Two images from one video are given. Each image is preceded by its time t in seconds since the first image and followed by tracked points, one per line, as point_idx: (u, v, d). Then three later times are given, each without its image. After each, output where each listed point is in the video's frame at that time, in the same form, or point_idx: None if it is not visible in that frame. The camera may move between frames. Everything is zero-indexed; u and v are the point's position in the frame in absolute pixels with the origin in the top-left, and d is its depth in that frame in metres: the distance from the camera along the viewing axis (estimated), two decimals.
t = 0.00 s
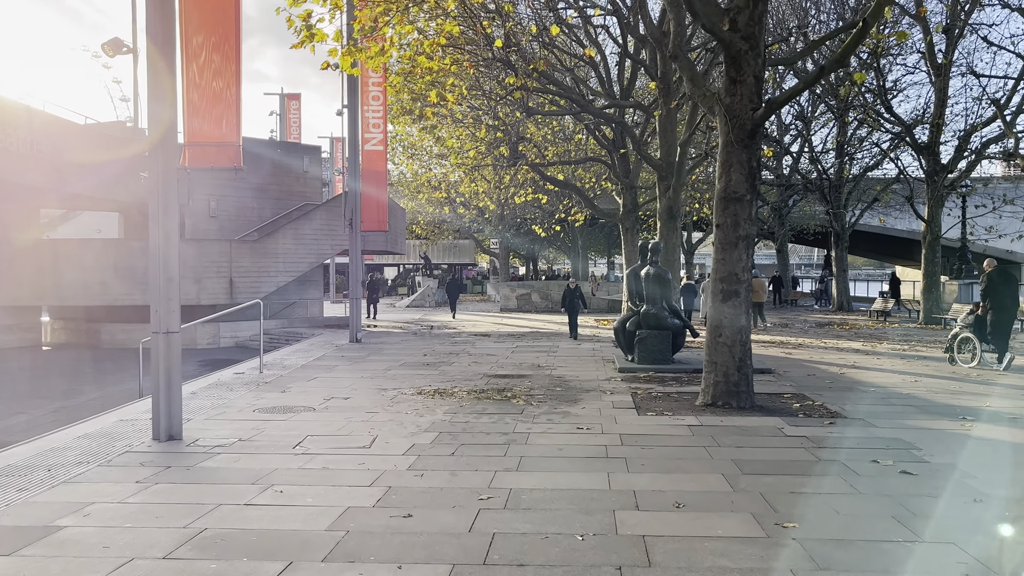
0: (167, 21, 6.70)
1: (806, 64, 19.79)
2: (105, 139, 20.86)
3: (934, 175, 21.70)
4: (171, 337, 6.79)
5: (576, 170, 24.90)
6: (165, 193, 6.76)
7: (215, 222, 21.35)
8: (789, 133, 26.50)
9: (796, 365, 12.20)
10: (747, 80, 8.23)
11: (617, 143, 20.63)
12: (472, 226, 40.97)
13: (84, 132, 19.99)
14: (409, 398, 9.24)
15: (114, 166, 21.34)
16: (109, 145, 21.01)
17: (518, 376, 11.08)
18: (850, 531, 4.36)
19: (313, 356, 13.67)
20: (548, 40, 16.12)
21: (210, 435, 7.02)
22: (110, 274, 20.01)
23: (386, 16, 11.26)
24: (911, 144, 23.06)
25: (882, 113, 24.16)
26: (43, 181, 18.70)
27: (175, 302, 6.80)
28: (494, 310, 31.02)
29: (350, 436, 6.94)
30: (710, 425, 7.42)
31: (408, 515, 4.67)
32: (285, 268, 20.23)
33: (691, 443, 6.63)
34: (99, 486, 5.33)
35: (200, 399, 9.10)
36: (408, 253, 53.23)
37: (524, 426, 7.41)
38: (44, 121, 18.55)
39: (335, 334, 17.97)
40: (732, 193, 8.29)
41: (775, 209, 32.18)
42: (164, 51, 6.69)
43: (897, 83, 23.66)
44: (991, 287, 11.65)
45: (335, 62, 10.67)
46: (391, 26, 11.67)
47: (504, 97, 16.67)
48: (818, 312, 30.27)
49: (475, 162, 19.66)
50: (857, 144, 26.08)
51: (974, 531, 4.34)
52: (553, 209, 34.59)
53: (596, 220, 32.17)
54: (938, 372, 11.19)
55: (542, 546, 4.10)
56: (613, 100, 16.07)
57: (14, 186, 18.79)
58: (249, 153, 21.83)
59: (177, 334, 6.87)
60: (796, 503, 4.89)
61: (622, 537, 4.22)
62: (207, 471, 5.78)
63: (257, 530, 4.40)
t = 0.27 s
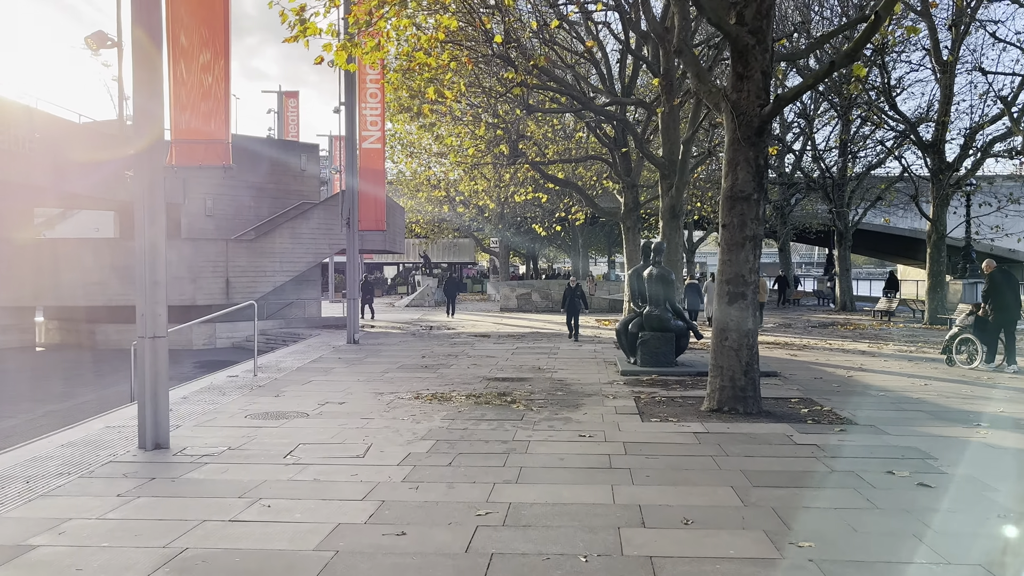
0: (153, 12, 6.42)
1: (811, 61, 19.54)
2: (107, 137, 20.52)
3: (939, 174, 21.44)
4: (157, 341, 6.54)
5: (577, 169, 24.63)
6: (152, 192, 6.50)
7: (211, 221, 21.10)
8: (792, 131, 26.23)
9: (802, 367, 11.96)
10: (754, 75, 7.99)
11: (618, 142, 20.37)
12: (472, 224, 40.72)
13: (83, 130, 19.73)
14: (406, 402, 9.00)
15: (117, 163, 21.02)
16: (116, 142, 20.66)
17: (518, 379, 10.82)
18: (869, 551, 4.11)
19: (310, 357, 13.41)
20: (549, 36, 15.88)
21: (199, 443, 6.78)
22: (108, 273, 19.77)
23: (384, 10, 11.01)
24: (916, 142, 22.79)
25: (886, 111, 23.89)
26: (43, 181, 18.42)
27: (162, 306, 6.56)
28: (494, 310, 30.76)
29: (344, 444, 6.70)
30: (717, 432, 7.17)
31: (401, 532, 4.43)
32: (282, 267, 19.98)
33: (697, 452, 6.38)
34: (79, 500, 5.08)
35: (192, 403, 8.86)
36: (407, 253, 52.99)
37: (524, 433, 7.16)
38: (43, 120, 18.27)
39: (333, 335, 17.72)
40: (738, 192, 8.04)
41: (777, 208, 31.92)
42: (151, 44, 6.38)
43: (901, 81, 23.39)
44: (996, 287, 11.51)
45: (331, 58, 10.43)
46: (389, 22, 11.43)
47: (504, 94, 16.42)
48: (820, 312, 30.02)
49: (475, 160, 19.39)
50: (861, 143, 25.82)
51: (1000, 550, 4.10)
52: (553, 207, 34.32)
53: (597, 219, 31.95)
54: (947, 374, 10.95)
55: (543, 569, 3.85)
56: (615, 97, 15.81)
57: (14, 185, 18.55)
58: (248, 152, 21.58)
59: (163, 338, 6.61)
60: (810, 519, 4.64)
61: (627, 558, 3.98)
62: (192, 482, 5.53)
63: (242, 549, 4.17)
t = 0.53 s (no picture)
0: None
1: (813, 56, 19.28)
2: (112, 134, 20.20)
3: (942, 170, 21.20)
4: (140, 339, 6.31)
5: (575, 165, 24.41)
6: (136, 183, 6.27)
7: (207, 218, 20.86)
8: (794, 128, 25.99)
9: (806, 366, 11.72)
10: (758, 66, 7.75)
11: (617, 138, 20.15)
12: (471, 222, 40.49)
13: (83, 126, 19.48)
14: (400, 403, 8.76)
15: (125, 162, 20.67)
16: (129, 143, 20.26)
17: (516, 379, 10.58)
18: (884, 562, 3.88)
19: (304, 356, 13.17)
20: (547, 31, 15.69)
21: (183, 445, 6.54)
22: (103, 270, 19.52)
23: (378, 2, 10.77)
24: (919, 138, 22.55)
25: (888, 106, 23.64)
26: (40, 178, 18.16)
27: (145, 303, 6.32)
28: (492, 308, 30.52)
29: (334, 447, 6.47)
30: (720, 433, 6.94)
31: (390, 541, 4.20)
32: (278, 265, 19.74)
33: (700, 455, 6.15)
34: (53, 507, 4.85)
35: (181, 404, 8.63)
36: (406, 251, 52.73)
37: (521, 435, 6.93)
38: (43, 117, 18.03)
39: (328, 334, 17.47)
40: (742, 186, 7.80)
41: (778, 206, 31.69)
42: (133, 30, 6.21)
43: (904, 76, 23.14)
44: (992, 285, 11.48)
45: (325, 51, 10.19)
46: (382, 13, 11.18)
47: (503, 89, 16.20)
48: (822, 310, 29.79)
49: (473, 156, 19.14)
50: (864, 139, 25.59)
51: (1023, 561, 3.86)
52: (552, 205, 34.07)
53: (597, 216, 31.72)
54: (954, 374, 10.71)
55: None
56: (614, 92, 15.57)
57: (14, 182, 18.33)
58: (245, 149, 21.33)
59: (147, 336, 6.38)
60: (820, 527, 4.42)
61: (627, 570, 3.75)
62: (173, 487, 5.29)
63: (219, 560, 3.94)
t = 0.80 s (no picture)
0: None
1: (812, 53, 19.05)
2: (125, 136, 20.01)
3: (943, 169, 20.98)
4: (117, 345, 6.05)
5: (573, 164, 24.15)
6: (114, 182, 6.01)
7: (199, 217, 20.59)
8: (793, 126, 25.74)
9: (807, 369, 11.49)
10: (759, 61, 7.51)
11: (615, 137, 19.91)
12: (468, 221, 40.21)
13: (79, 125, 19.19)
14: (391, 408, 8.52)
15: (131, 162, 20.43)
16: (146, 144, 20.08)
17: (511, 382, 10.30)
18: None
19: (296, 358, 12.93)
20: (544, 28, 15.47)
21: (164, 454, 6.30)
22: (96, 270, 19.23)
23: None
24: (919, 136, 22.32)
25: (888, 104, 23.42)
26: (34, 177, 17.92)
27: (124, 307, 6.07)
28: (489, 308, 30.25)
29: (321, 456, 6.23)
30: (721, 442, 6.71)
31: (373, 562, 3.96)
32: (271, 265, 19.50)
33: (701, 465, 5.91)
34: (20, 524, 4.61)
35: (166, 410, 8.38)
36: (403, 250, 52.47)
37: (515, 443, 6.70)
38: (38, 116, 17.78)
39: (322, 335, 17.22)
40: (743, 185, 7.57)
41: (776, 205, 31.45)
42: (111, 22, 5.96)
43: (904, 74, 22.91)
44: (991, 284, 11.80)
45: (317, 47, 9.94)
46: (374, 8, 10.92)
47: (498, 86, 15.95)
48: (821, 310, 29.59)
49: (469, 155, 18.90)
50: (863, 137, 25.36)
51: None
52: (550, 204, 33.82)
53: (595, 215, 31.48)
54: (958, 377, 10.49)
55: None
56: (611, 89, 15.33)
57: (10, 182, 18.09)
58: (238, 148, 21.05)
59: (125, 342, 6.13)
60: (828, 545, 4.18)
61: None
62: (148, 501, 5.05)
63: None
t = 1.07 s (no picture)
0: None
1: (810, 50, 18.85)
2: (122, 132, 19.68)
3: (941, 167, 20.82)
4: (96, 345, 5.83)
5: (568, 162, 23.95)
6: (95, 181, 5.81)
7: (190, 216, 20.34)
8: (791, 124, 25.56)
9: (807, 369, 11.31)
10: (760, 54, 7.31)
11: (611, 134, 19.72)
12: (463, 220, 39.97)
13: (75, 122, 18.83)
14: (382, 410, 8.31)
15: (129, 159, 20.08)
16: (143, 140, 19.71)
17: (505, 383, 10.10)
18: None
19: (287, 359, 12.70)
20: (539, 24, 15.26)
21: (144, 458, 6.08)
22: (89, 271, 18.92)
23: None
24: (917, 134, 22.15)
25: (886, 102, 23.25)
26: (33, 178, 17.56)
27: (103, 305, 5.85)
28: (484, 307, 30.02)
29: (307, 461, 6.02)
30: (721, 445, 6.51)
31: None
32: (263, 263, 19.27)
33: (701, 469, 5.71)
34: None
35: (150, 411, 8.16)
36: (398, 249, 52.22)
37: (509, 446, 6.49)
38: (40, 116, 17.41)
39: (314, 334, 17.00)
40: (743, 181, 7.37)
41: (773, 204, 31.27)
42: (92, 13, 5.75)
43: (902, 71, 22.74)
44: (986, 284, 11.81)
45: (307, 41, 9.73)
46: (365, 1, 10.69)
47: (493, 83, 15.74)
48: (818, 309, 29.44)
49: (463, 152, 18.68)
50: (861, 136, 25.19)
51: None
52: (545, 202, 33.61)
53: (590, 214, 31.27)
54: (961, 377, 10.31)
55: None
56: (607, 85, 15.12)
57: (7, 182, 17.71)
58: (230, 145, 20.81)
59: (103, 342, 5.91)
60: (836, 556, 3.98)
61: None
62: (125, 509, 4.84)
63: None
